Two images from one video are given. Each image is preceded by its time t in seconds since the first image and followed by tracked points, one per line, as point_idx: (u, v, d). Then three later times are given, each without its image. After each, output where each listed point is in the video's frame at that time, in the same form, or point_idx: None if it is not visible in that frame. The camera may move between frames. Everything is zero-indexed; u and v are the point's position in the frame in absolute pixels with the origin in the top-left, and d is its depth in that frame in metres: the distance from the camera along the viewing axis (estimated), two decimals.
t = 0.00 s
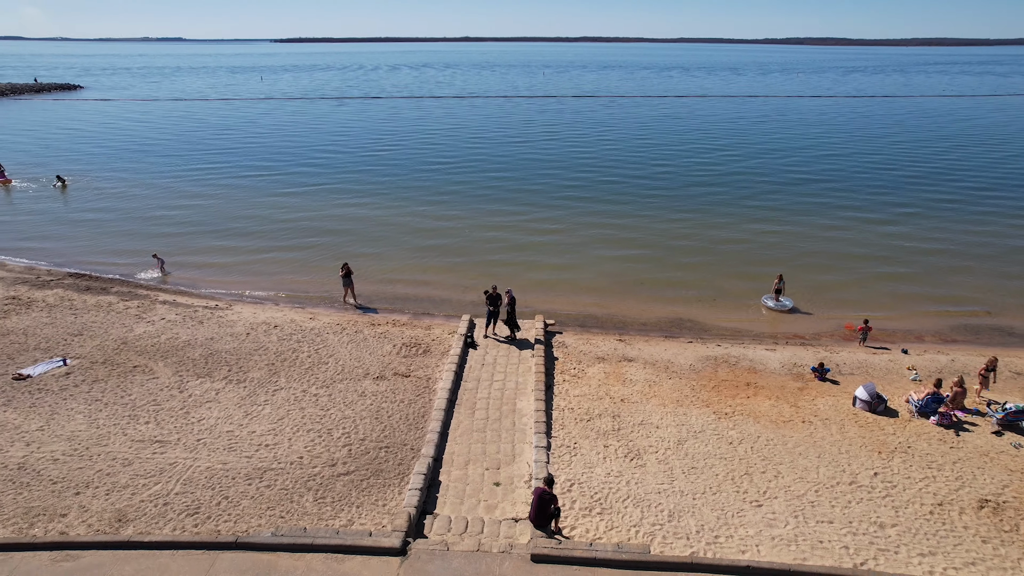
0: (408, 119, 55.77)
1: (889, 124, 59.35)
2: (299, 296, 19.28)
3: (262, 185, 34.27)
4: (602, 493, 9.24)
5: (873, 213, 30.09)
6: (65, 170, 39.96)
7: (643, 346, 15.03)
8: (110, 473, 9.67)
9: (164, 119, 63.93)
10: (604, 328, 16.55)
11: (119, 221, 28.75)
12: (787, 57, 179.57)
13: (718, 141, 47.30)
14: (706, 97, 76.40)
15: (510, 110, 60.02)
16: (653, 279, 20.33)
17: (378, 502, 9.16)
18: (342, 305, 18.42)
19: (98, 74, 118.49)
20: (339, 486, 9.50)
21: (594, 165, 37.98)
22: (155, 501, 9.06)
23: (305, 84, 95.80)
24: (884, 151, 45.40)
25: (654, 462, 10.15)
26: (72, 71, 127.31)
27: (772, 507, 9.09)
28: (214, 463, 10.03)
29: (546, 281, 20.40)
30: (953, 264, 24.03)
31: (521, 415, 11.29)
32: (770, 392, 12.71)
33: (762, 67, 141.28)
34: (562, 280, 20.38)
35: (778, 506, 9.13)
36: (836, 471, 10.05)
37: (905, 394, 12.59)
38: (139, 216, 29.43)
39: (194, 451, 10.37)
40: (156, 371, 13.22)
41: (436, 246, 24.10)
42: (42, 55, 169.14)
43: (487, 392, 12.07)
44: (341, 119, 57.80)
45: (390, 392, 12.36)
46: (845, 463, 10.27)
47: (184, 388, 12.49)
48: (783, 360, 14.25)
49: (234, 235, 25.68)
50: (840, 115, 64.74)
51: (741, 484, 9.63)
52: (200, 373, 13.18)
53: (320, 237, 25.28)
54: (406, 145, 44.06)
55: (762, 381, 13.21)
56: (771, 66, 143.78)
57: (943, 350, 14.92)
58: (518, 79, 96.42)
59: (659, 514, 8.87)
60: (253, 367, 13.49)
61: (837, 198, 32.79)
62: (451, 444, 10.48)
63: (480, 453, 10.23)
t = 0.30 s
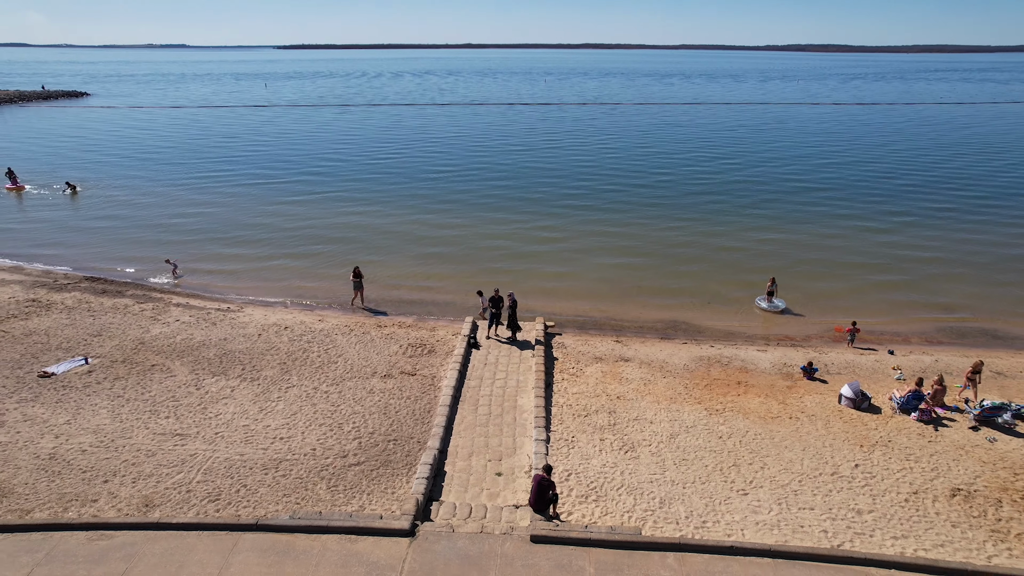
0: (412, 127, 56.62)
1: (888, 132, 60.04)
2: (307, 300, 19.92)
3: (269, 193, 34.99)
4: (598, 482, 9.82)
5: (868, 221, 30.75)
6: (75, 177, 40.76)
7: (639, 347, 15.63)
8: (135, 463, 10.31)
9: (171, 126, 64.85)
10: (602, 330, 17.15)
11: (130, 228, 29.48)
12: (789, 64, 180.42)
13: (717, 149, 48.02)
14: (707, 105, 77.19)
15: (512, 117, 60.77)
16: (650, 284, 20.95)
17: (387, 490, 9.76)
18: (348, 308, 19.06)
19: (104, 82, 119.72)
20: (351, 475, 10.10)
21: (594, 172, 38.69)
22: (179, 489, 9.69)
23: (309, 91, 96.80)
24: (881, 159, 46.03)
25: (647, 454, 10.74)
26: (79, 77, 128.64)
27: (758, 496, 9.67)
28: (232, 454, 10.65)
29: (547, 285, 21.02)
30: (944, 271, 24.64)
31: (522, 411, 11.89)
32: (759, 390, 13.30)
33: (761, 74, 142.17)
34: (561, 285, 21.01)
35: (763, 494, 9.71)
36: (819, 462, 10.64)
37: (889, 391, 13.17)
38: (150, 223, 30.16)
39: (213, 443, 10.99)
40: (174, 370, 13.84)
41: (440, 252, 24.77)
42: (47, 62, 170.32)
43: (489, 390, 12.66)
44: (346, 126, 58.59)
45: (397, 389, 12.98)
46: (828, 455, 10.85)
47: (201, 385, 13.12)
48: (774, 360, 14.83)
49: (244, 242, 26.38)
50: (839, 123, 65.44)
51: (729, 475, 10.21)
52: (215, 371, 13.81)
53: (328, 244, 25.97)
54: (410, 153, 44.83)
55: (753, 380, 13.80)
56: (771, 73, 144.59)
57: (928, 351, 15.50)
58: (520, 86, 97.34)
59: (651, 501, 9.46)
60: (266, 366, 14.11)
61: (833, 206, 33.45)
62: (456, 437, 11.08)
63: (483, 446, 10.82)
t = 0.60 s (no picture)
0: (414, 134, 57.46)
1: (884, 139, 60.80)
2: (314, 305, 20.62)
3: (275, 200, 35.72)
4: (593, 473, 10.44)
5: (861, 227, 31.44)
6: (84, 185, 41.53)
7: (634, 348, 16.27)
8: (157, 455, 10.95)
9: (176, 134, 65.72)
10: (599, 332, 17.79)
11: (140, 235, 30.21)
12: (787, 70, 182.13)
13: (714, 156, 48.83)
14: (705, 112, 78.06)
15: (513, 125, 61.54)
16: (645, 288, 21.61)
17: (395, 480, 10.36)
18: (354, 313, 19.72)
19: (109, 89, 120.88)
20: (361, 467, 10.72)
21: (594, 180, 39.44)
22: (200, 478, 10.31)
23: (312, 99, 97.83)
24: (878, 167, 46.67)
25: (641, 447, 11.36)
26: (84, 85, 130.01)
27: (744, 485, 10.28)
28: (249, 447, 11.28)
29: (546, 290, 21.69)
30: (935, 276, 25.28)
31: (522, 408, 12.51)
32: (749, 388, 13.92)
33: (761, 81, 142.99)
34: (560, 289, 21.67)
35: (748, 484, 10.32)
36: (803, 455, 11.26)
37: (872, 389, 13.80)
38: (159, 231, 30.88)
39: (230, 437, 11.62)
40: (189, 369, 14.49)
41: (442, 259, 25.47)
42: (53, 70, 171.90)
43: (491, 388, 13.29)
44: (349, 134, 59.36)
45: (403, 387, 13.62)
46: (812, 449, 11.47)
47: (216, 383, 13.77)
48: (764, 360, 15.46)
49: (251, 249, 27.07)
50: (837, 130, 66.24)
51: (718, 466, 10.82)
52: (229, 370, 14.46)
53: (333, 251, 26.67)
54: (412, 160, 45.60)
55: (742, 379, 14.43)
56: (771, 80, 145.39)
57: (912, 351, 16.13)
58: (521, 93, 98.31)
59: (643, 489, 10.07)
60: (277, 366, 14.75)
61: (827, 212, 34.16)
62: (459, 432, 11.70)
63: (485, 440, 11.44)
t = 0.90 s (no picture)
0: (416, 141, 58.34)
1: (880, 147, 61.66)
2: (320, 309, 21.33)
3: (280, 207, 36.44)
4: (588, 464, 11.08)
5: (854, 234, 32.16)
6: (92, 191, 42.28)
7: (630, 349, 16.92)
8: (176, 448, 11.60)
9: (181, 141, 66.56)
10: (596, 334, 18.44)
11: (148, 241, 30.92)
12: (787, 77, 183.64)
13: (712, 163, 49.64)
14: (704, 119, 79.02)
15: (514, 132, 62.34)
16: (642, 292, 22.28)
17: (402, 471, 10.98)
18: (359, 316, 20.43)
19: (112, 96, 122.03)
20: (369, 459, 11.35)
21: (592, 187, 40.21)
22: (217, 469, 10.94)
23: (314, 106, 98.93)
24: (872, 174, 47.41)
25: (634, 441, 12.00)
26: (87, 92, 131.04)
27: (730, 476, 10.91)
28: (262, 441, 11.91)
29: (545, 294, 22.37)
30: (924, 281, 25.98)
31: (521, 404, 13.16)
32: (738, 387, 14.57)
33: (759, 88, 144.04)
34: (559, 293, 22.34)
35: (734, 475, 10.95)
36: (787, 448, 11.90)
37: (857, 388, 14.45)
38: (166, 237, 31.59)
39: (244, 432, 12.26)
40: (203, 368, 15.14)
41: (444, 264, 26.17)
42: (55, 77, 172.87)
43: (492, 387, 13.94)
44: (352, 141, 60.17)
45: (407, 385, 14.26)
46: (796, 443, 12.11)
47: (229, 382, 14.41)
48: (753, 361, 16.12)
49: (258, 254, 27.77)
50: (833, 137, 67.14)
51: (706, 459, 11.46)
52: (241, 370, 15.11)
53: (338, 257, 27.37)
54: (414, 168, 46.41)
55: (732, 378, 15.08)
56: (770, 87, 146.37)
57: (897, 352, 16.78)
58: (521, 100, 99.37)
59: (635, 479, 10.69)
60: (287, 365, 15.40)
61: (821, 219, 34.90)
62: (462, 427, 12.34)
63: (487, 434, 12.09)
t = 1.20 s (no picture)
0: (417, 148, 59.16)
1: (876, 152, 62.47)
2: (326, 312, 22.02)
3: (284, 213, 37.16)
4: (584, 456, 11.71)
5: (847, 239, 32.86)
6: (99, 198, 43.05)
7: (625, 349, 17.57)
8: (194, 441, 12.25)
9: (184, 147, 67.39)
10: (593, 336, 19.09)
11: (157, 247, 31.65)
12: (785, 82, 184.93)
13: (709, 169, 50.38)
14: (702, 125, 79.87)
15: (514, 139, 63.07)
16: (638, 296, 22.93)
17: (408, 462, 11.62)
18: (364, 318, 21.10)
19: (115, 102, 123.11)
20: (377, 451, 11.98)
21: (591, 193, 40.95)
22: (234, 460, 11.58)
23: (316, 112, 99.89)
24: (867, 180, 48.13)
25: (627, 436, 12.63)
26: (90, 98, 132.04)
27: (718, 467, 11.54)
28: (275, 435, 12.54)
29: (544, 297, 23.04)
30: (914, 286, 26.68)
31: (521, 401, 13.80)
32: (729, 385, 15.21)
33: (758, 94, 144.96)
34: (557, 297, 23.01)
35: (723, 466, 11.57)
36: (773, 442, 12.53)
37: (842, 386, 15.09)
38: (173, 243, 32.28)
39: (257, 427, 12.89)
40: (215, 367, 15.80)
41: (446, 269, 26.85)
42: (57, 84, 173.39)
43: (492, 384, 14.59)
44: (354, 147, 60.95)
45: (412, 384, 14.91)
46: (781, 437, 12.75)
47: (241, 380, 15.07)
48: (744, 361, 16.77)
49: (264, 260, 28.49)
50: (830, 143, 67.92)
51: (696, 452, 12.09)
52: (252, 369, 15.77)
53: (342, 263, 28.05)
54: (416, 174, 47.16)
55: (723, 377, 15.73)
56: (768, 92, 147.21)
57: (882, 352, 17.43)
58: (521, 106, 100.35)
59: (628, 470, 11.30)
60: (296, 365, 16.05)
61: (815, 224, 35.62)
62: (464, 422, 12.97)
63: (488, 428, 12.73)
